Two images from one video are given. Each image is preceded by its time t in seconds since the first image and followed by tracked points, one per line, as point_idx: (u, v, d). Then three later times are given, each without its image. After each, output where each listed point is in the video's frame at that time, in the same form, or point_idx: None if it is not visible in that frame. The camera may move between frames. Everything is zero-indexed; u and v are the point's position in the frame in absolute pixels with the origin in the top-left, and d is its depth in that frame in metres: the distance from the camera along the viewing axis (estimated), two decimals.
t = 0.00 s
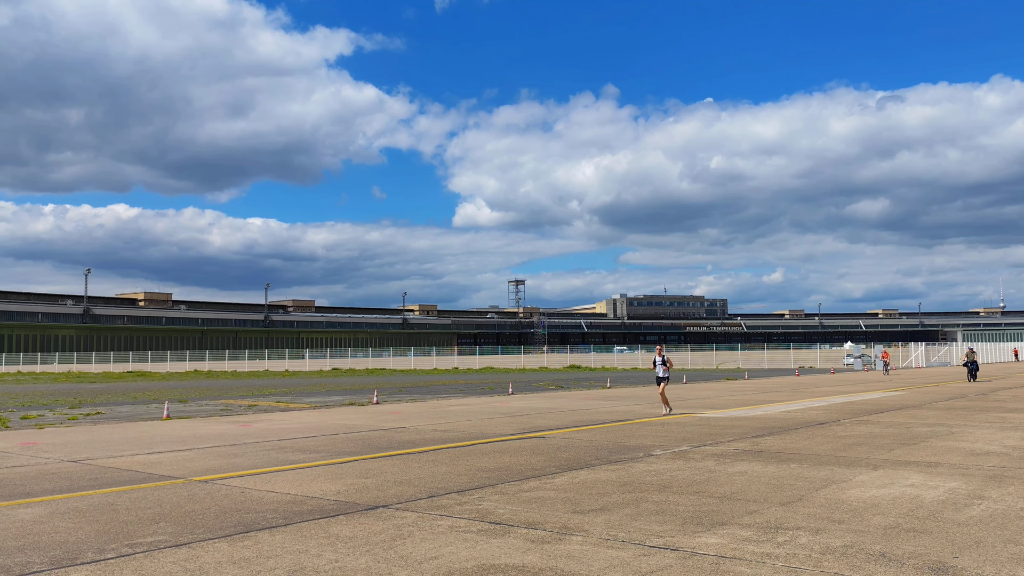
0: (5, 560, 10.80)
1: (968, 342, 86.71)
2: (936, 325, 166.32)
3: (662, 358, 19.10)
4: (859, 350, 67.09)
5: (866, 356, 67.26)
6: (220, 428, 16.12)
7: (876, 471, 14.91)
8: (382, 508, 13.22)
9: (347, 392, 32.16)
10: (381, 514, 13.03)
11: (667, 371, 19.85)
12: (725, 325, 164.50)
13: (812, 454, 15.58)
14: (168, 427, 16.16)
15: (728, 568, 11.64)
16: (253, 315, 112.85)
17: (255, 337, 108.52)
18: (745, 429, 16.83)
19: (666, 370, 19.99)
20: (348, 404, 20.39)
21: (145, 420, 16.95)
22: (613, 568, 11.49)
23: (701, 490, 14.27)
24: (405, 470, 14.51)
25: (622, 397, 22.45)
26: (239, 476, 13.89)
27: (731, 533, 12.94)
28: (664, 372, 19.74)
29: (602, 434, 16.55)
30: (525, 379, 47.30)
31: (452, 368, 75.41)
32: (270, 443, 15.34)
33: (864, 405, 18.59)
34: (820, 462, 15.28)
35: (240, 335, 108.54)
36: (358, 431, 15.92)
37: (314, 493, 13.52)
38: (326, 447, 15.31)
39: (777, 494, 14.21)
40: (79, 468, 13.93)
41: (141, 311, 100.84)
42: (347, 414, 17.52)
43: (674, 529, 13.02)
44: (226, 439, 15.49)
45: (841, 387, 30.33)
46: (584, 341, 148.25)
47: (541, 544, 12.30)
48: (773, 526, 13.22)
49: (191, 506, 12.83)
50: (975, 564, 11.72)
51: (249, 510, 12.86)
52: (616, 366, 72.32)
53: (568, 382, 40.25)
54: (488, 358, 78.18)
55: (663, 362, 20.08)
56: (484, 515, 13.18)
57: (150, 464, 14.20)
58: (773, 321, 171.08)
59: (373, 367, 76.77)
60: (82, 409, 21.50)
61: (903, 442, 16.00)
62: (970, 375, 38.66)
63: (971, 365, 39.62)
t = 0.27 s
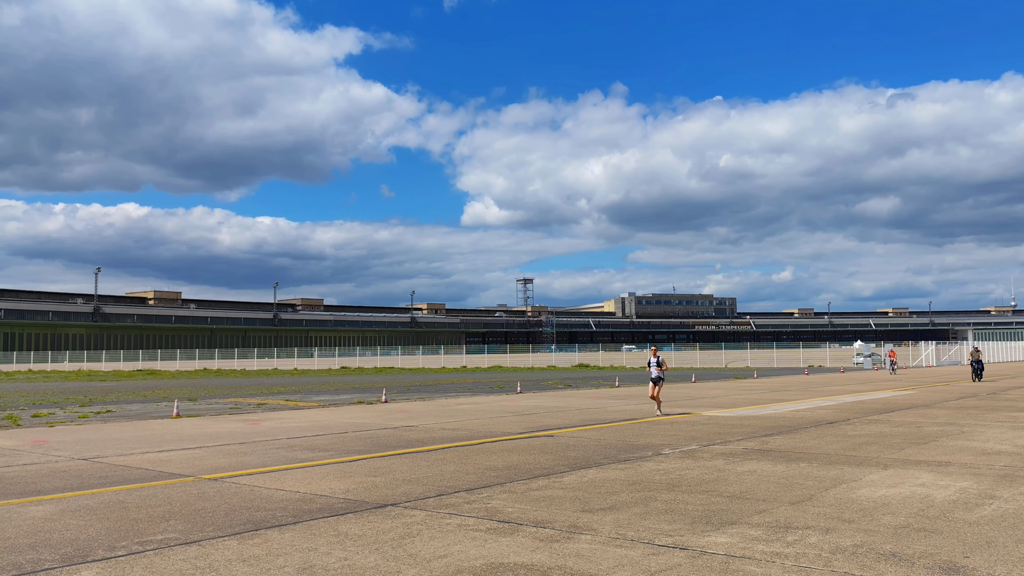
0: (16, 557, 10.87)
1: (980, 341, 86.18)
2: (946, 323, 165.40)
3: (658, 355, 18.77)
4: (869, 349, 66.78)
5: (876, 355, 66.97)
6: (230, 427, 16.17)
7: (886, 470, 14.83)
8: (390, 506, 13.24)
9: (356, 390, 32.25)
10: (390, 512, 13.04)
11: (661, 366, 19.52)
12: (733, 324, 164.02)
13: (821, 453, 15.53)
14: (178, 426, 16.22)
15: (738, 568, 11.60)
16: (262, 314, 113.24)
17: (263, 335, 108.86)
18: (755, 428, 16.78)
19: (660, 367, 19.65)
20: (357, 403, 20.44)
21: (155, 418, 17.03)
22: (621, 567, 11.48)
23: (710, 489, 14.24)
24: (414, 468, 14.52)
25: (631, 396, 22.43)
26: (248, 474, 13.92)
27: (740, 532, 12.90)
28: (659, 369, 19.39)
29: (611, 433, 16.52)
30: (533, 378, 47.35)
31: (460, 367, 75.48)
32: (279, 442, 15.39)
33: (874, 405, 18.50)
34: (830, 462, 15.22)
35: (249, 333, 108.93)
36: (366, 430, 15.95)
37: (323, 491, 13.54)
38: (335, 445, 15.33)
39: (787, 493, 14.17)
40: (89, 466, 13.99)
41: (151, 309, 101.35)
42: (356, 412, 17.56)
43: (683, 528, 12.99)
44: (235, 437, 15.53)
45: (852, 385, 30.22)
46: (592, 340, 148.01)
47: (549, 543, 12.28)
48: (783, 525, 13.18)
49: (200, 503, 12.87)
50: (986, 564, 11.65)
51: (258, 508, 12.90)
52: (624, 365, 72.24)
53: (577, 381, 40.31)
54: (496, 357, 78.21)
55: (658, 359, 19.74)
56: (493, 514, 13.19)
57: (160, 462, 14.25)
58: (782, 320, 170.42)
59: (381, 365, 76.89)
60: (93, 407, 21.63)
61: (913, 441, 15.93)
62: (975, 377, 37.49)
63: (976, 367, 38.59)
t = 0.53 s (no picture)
0: (28, 554, 10.93)
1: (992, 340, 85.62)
2: (957, 322, 164.53)
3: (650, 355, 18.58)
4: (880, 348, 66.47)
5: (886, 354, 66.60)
6: (239, 425, 16.22)
7: (897, 469, 14.77)
8: (400, 504, 13.25)
9: (366, 389, 32.37)
10: (399, 510, 13.05)
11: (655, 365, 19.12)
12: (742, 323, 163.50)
13: (831, 453, 15.47)
14: (188, 424, 16.27)
15: (747, 567, 11.57)
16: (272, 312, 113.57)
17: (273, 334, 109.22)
18: (764, 427, 16.73)
19: (653, 367, 19.41)
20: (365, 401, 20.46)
21: (165, 416, 17.09)
22: (630, 565, 11.46)
23: (720, 488, 14.21)
24: (423, 466, 14.54)
25: (639, 395, 22.40)
26: (257, 472, 13.95)
27: (750, 531, 12.86)
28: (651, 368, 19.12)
29: (620, 431, 16.49)
30: (541, 377, 47.37)
31: (469, 365, 75.50)
32: (289, 440, 15.42)
33: (884, 404, 18.42)
34: (840, 461, 15.16)
35: (259, 332, 109.33)
36: (375, 428, 15.97)
37: (332, 489, 13.57)
38: (344, 443, 15.36)
39: (797, 492, 14.12)
40: (100, 463, 14.06)
41: (161, 308, 101.76)
42: (365, 411, 17.59)
43: (693, 527, 12.96)
44: (245, 435, 15.58)
45: (863, 383, 30.19)
46: (601, 340, 147.76)
47: (559, 542, 12.28)
48: (793, 524, 13.13)
49: (210, 501, 12.92)
50: (998, 564, 11.59)
51: (268, 505, 12.94)
52: (633, 364, 72.14)
53: (585, 379, 40.30)
54: (505, 355, 78.20)
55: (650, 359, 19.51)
56: (502, 512, 13.18)
57: (171, 459, 14.30)
58: (792, 319, 169.76)
59: (390, 364, 77.01)
60: (103, 405, 21.74)
61: (924, 441, 15.85)
62: (981, 376, 36.04)
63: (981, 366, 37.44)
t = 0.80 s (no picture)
0: (41, 551, 10.98)
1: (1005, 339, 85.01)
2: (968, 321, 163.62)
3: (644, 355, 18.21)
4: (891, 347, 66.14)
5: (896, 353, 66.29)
6: (249, 423, 16.26)
7: (908, 469, 14.70)
8: (409, 503, 13.26)
9: (375, 387, 32.43)
10: (409, 509, 13.07)
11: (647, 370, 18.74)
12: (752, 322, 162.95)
13: (842, 453, 15.41)
14: (199, 422, 16.34)
15: (758, 566, 11.53)
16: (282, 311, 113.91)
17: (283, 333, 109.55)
18: (775, 426, 16.68)
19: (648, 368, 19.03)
20: (375, 400, 20.48)
21: (176, 414, 17.14)
22: (640, 565, 11.44)
23: (730, 488, 14.16)
24: (432, 465, 14.55)
25: (649, 394, 22.37)
26: (267, 471, 13.99)
27: (761, 530, 12.82)
28: (645, 368, 18.76)
29: (629, 431, 16.46)
30: (551, 376, 47.36)
31: (478, 364, 75.53)
32: (299, 439, 15.46)
33: (895, 403, 18.33)
34: (851, 460, 15.10)
35: (268, 332, 109.84)
36: (384, 427, 15.99)
37: (342, 488, 13.59)
38: (354, 442, 15.39)
39: (808, 492, 14.07)
40: (111, 461, 14.12)
41: (171, 306, 102.11)
42: (374, 409, 17.62)
43: (703, 526, 12.93)
44: (255, 434, 15.62)
45: (874, 382, 30.07)
46: (610, 339, 147.43)
47: (569, 541, 12.27)
48: (804, 523, 13.08)
49: (220, 499, 12.96)
50: (1010, 564, 11.52)
51: (279, 503, 12.98)
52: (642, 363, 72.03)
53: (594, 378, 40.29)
54: (514, 355, 78.20)
55: (645, 358, 19.13)
56: (511, 511, 13.18)
57: (181, 458, 14.35)
58: (802, 318, 169.11)
59: (400, 363, 77.11)
60: (114, 404, 21.85)
61: (935, 440, 15.77)
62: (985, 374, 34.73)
63: (986, 367, 36.32)
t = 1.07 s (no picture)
0: (54, 550, 11.05)
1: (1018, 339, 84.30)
2: (980, 321, 162.55)
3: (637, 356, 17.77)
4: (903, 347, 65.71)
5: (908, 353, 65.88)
6: (260, 423, 16.31)
7: (920, 470, 14.63)
8: (419, 502, 13.28)
9: (385, 387, 32.50)
10: (419, 508, 13.08)
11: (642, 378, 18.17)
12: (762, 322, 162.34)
13: (853, 453, 15.35)
14: (210, 421, 16.42)
15: (769, 567, 11.49)
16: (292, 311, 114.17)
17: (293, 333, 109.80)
18: (785, 426, 16.64)
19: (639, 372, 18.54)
20: (384, 400, 20.52)
21: (187, 414, 17.23)
22: (649, 564, 11.39)
23: (740, 488, 14.13)
24: (442, 465, 14.58)
25: (657, 394, 22.35)
26: (278, 470, 14.04)
27: (772, 531, 12.79)
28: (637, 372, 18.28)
29: (639, 431, 16.44)
30: (559, 375, 47.35)
31: (487, 365, 75.53)
32: (309, 438, 15.50)
33: (906, 404, 18.25)
34: (863, 461, 15.03)
35: (278, 331, 110.12)
36: (395, 426, 16.03)
37: (352, 487, 13.63)
38: (364, 442, 15.44)
39: (819, 493, 14.01)
40: (123, 461, 14.19)
41: (181, 306, 102.55)
42: (385, 409, 17.64)
43: (714, 527, 12.89)
44: (266, 433, 15.68)
45: (885, 383, 29.88)
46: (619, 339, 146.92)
47: (579, 541, 12.26)
48: (815, 524, 13.02)
49: (232, 498, 13.01)
50: None
51: (290, 503, 13.01)
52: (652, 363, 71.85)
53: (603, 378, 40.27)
54: (523, 355, 78.17)
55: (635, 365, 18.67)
56: (521, 511, 13.17)
57: (192, 457, 14.41)
58: (812, 318, 168.35)
59: (409, 363, 77.19)
60: (125, 403, 21.96)
61: (946, 441, 15.70)
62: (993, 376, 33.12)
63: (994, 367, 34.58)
